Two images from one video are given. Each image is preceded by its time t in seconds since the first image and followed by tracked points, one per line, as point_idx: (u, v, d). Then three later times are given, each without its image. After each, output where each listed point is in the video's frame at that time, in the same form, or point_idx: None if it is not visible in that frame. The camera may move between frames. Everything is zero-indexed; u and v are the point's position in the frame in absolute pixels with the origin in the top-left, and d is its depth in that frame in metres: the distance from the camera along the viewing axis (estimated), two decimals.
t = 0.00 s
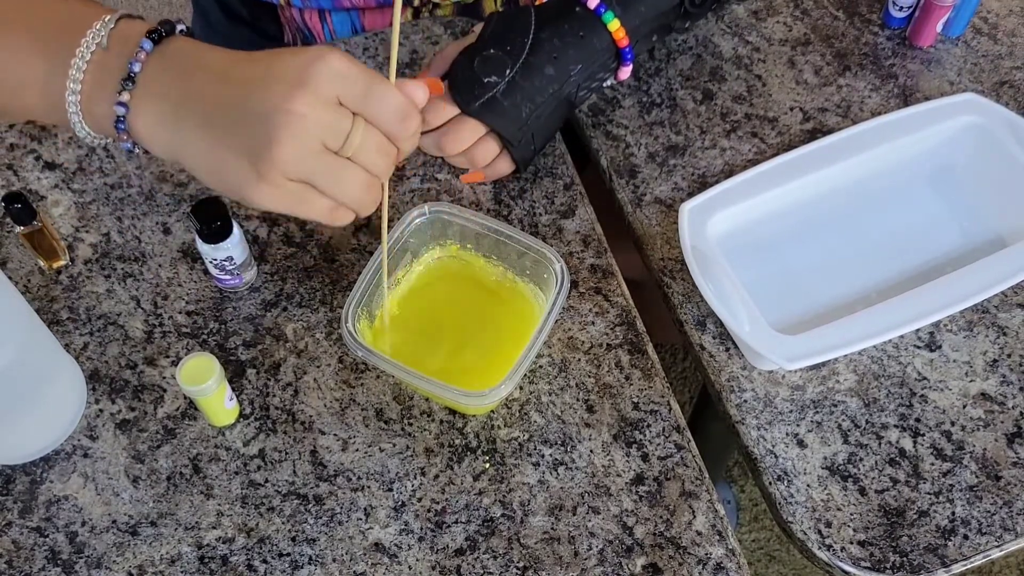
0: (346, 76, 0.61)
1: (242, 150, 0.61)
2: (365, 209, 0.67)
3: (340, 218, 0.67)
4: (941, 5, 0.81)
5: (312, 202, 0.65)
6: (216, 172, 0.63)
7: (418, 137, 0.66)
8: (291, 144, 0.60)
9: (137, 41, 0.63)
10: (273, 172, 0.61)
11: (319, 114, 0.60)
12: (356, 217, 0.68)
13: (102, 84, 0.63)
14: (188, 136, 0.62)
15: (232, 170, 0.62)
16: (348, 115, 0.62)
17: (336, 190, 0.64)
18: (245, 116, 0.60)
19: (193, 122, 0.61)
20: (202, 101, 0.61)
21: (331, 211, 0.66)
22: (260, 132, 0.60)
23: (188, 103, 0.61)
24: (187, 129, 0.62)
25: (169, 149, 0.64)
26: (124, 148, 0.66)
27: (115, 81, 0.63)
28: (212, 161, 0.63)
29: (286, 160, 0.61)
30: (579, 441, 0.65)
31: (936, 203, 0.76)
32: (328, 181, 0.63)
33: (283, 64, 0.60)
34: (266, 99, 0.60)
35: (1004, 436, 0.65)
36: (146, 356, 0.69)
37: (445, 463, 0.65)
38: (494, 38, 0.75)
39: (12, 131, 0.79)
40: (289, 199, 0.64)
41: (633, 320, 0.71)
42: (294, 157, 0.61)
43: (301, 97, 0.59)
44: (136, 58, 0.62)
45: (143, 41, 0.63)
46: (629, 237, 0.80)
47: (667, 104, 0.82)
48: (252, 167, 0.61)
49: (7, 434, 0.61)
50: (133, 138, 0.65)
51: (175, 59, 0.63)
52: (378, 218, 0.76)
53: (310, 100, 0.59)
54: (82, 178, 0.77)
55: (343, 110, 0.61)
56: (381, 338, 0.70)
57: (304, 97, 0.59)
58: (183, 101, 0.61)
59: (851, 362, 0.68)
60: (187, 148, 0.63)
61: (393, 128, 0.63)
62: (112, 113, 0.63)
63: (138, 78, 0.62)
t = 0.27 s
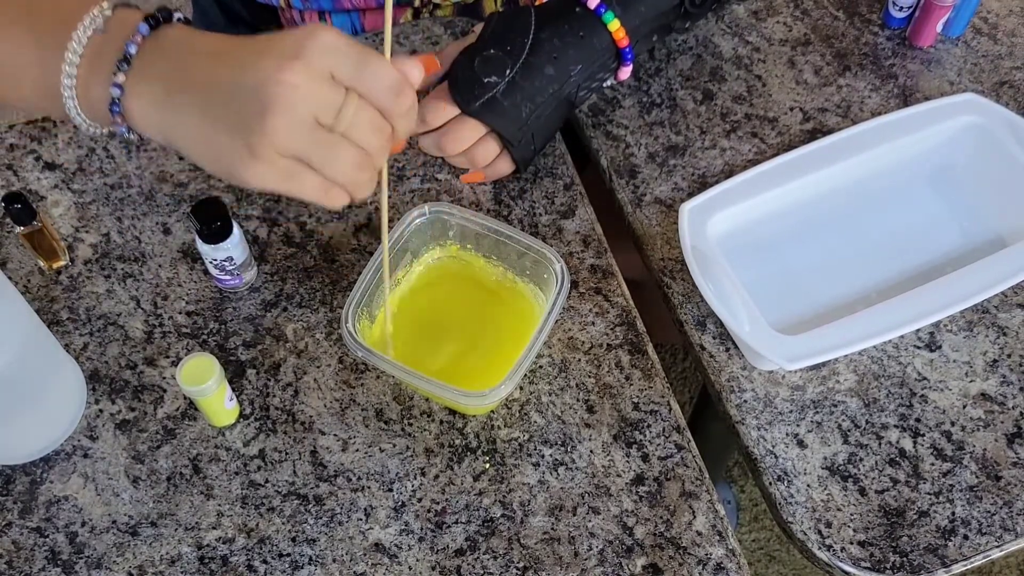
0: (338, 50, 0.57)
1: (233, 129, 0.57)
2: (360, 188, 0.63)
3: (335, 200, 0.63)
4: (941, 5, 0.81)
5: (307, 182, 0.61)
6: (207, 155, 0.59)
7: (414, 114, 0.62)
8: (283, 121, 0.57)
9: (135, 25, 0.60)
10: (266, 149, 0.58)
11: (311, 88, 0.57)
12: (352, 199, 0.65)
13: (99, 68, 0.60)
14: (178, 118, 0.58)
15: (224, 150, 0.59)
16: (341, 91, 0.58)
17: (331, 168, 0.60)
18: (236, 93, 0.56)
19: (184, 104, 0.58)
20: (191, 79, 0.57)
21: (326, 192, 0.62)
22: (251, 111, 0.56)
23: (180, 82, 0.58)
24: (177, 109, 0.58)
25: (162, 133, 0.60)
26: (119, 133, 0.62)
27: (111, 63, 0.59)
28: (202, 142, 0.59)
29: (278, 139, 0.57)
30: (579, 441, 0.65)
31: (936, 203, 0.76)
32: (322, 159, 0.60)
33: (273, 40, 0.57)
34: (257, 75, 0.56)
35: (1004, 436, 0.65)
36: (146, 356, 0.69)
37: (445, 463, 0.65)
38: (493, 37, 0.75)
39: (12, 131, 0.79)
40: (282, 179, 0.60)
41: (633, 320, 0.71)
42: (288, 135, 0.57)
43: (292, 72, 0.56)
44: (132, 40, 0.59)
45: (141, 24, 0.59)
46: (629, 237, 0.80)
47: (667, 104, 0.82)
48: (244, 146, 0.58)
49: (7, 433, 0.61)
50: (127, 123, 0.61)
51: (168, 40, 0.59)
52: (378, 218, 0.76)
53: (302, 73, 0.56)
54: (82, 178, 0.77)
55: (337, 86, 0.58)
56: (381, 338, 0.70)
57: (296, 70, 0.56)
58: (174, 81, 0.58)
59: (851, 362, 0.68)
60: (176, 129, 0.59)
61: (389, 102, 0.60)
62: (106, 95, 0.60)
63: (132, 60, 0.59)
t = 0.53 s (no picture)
0: (346, 57, 0.56)
1: (239, 137, 0.55)
2: (366, 198, 0.61)
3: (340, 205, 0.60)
4: (941, 5, 0.81)
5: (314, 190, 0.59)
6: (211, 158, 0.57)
7: (421, 122, 0.61)
8: (291, 129, 0.55)
9: (140, 31, 0.58)
10: (273, 156, 0.55)
11: (319, 98, 0.55)
12: (356, 205, 0.61)
13: (104, 75, 0.58)
14: (183, 124, 0.56)
15: (230, 160, 0.56)
16: (349, 99, 0.56)
17: (338, 174, 0.58)
18: (242, 100, 0.54)
19: (189, 108, 0.55)
20: (196, 85, 0.55)
21: (332, 199, 0.60)
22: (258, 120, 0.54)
23: (184, 87, 0.55)
24: (183, 116, 0.56)
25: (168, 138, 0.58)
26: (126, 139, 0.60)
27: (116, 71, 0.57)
28: (207, 149, 0.56)
29: (285, 144, 0.55)
30: (579, 441, 0.65)
31: (936, 203, 0.76)
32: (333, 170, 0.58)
33: (279, 48, 0.55)
34: (264, 81, 0.54)
35: (1004, 436, 0.65)
36: (146, 356, 0.69)
37: (445, 463, 0.65)
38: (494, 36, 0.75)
39: (12, 131, 0.79)
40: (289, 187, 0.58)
41: (633, 320, 0.71)
42: (296, 141, 0.55)
43: (300, 80, 0.54)
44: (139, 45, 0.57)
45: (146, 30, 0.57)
46: (629, 237, 0.80)
47: (666, 104, 0.82)
48: (251, 150, 0.55)
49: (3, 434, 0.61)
50: (134, 128, 0.59)
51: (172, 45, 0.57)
52: (378, 218, 0.76)
53: (309, 82, 0.54)
54: (82, 178, 0.77)
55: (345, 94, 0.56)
56: (381, 338, 0.70)
57: (303, 79, 0.54)
58: (179, 85, 0.55)
59: (851, 362, 0.68)
60: (181, 134, 0.57)
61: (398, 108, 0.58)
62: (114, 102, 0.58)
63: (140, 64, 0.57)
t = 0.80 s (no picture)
0: (353, 71, 0.59)
1: (254, 150, 0.61)
2: (380, 200, 0.66)
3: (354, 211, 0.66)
4: (941, 5, 0.81)
5: (318, 196, 0.64)
6: (232, 173, 0.64)
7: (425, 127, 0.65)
8: (300, 143, 0.60)
9: (144, 39, 0.63)
10: (285, 170, 0.61)
11: (326, 114, 0.59)
12: (368, 211, 0.67)
13: (115, 83, 0.63)
14: (204, 139, 0.62)
15: (246, 170, 0.62)
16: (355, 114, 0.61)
17: (343, 183, 0.63)
18: (256, 115, 0.60)
19: (205, 123, 0.62)
20: (214, 101, 0.61)
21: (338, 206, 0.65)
22: (271, 132, 0.60)
23: (201, 101, 0.61)
24: (202, 131, 0.62)
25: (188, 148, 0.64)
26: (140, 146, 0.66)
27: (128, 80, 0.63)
28: (226, 162, 0.63)
29: (295, 156, 0.60)
30: (579, 441, 0.65)
31: (936, 203, 0.76)
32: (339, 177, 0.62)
33: (290, 63, 0.59)
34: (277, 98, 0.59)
35: (1004, 437, 0.65)
36: (146, 356, 0.69)
37: (445, 463, 0.65)
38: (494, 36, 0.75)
39: (12, 131, 0.79)
40: (298, 196, 0.64)
41: (633, 320, 0.71)
42: (302, 154, 0.60)
43: (309, 96, 0.59)
44: (146, 56, 0.62)
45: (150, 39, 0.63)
46: (629, 237, 0.80)
47: (666, 104, 0.82)
48: (263, 165, 0.62)
49: (7, 434, 0.61)
50: (149, 136, 0.65)
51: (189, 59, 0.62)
52: (378, 218, 0.76)
53: (318, 99, 0.59)
54: (82, 178, 0.77)
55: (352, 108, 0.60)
56: (381, 338, 0.70)
57: (312, 95, 0.59)
58: (200, 99, 0.61)
59: (851, 362, 0.68)
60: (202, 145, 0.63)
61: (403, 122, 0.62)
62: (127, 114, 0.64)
63: (149, 77, 0.63)
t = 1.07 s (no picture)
0: (362, 71, 0.58)
1: (254, 143, 0.59)
2: (371, 200, 0.65)
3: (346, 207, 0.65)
4: (941, 5, 0.81)
5: (316, 191, 0.63)
6: (228, 164, 0.62)
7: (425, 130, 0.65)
8: (306, 138, 0.58)
9: (145, 28, 0.61)
10: (287, 164, 0.59)
11: (333, 111, 0.58)
12: (364, 209, 0.67)
13: (114, 70, 0.61)
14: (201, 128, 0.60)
15: (245, 163, 0.60)
16: (361, 112, 0.60)
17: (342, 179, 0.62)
18: (259, 109, 0.58)
19: (204, 115, 0.59)
20: (214, 92, 0.58)
21: (333, 203, 0.64)
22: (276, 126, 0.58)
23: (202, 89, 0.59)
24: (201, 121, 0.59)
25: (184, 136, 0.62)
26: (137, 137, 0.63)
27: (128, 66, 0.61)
28: (222, 154, 0.61)
29: (299, 151, 0.59)
30: (579, 441, 0.65)
31: (936, 203, 0.76)
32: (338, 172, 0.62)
33: (297, 56, 0.58)
34: (283, 92, 0.57)
35: (1003, 436, 0.65)
36: (146, 356, 0.69)
37: (445, 463, 0.65)
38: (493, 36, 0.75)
39: (12, 131, 0.79)
40: (295, 191, 0.62)
41: (633, 320, 0.71)
42: (306, 149, 0.59)
43: (316, 92, 0.57)
44: (146, 44, 0.60)
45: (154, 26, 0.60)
46: (629, 237, 0.80)
47: (666, 104, 0.82)
48: (262, 160, 0.59)
49: (7, 434, 0.61)
50: (145, 125, 0.62)
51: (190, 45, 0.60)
52: (378, 217, 0.76)
53: (325, 96, 0.57)
54: (82, 178, 0.77)
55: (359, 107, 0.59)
56: (381, 338, 0.70)
57: (319, 91, 0.57)
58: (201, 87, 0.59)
59: (850, 362, 0.68)
60: (199, 135, 0.60)
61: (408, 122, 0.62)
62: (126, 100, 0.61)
63: (149, 64, 0.60)
